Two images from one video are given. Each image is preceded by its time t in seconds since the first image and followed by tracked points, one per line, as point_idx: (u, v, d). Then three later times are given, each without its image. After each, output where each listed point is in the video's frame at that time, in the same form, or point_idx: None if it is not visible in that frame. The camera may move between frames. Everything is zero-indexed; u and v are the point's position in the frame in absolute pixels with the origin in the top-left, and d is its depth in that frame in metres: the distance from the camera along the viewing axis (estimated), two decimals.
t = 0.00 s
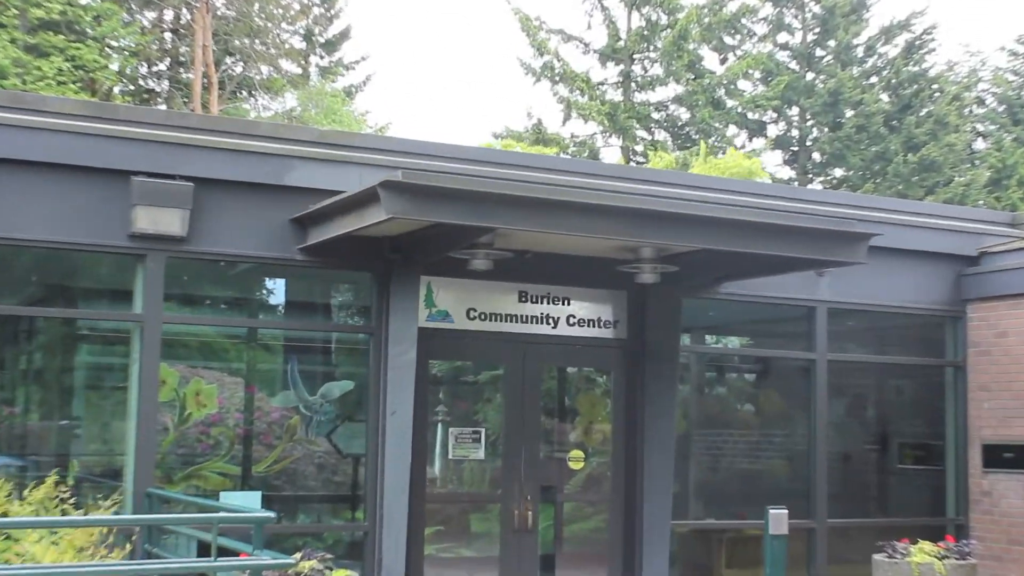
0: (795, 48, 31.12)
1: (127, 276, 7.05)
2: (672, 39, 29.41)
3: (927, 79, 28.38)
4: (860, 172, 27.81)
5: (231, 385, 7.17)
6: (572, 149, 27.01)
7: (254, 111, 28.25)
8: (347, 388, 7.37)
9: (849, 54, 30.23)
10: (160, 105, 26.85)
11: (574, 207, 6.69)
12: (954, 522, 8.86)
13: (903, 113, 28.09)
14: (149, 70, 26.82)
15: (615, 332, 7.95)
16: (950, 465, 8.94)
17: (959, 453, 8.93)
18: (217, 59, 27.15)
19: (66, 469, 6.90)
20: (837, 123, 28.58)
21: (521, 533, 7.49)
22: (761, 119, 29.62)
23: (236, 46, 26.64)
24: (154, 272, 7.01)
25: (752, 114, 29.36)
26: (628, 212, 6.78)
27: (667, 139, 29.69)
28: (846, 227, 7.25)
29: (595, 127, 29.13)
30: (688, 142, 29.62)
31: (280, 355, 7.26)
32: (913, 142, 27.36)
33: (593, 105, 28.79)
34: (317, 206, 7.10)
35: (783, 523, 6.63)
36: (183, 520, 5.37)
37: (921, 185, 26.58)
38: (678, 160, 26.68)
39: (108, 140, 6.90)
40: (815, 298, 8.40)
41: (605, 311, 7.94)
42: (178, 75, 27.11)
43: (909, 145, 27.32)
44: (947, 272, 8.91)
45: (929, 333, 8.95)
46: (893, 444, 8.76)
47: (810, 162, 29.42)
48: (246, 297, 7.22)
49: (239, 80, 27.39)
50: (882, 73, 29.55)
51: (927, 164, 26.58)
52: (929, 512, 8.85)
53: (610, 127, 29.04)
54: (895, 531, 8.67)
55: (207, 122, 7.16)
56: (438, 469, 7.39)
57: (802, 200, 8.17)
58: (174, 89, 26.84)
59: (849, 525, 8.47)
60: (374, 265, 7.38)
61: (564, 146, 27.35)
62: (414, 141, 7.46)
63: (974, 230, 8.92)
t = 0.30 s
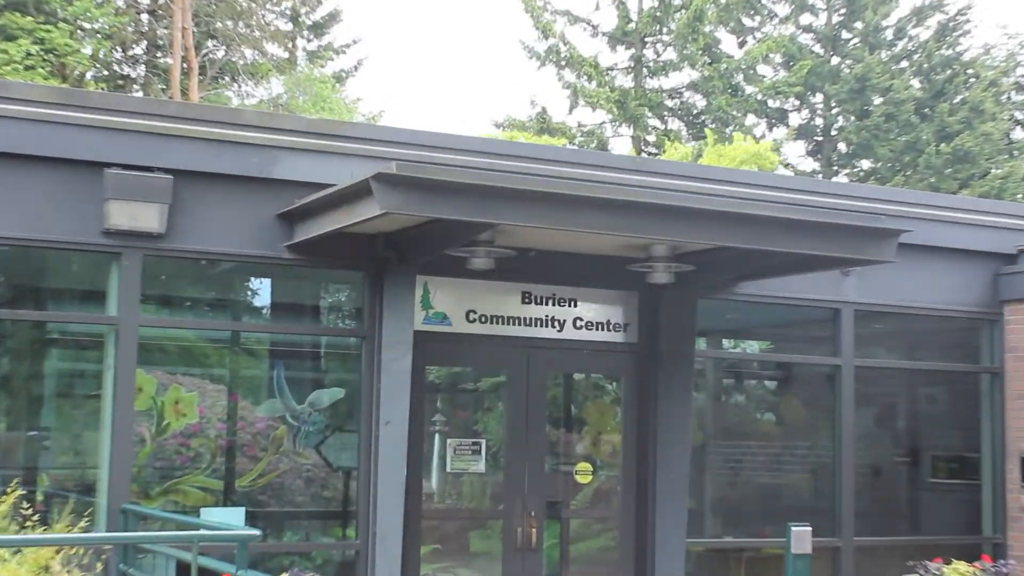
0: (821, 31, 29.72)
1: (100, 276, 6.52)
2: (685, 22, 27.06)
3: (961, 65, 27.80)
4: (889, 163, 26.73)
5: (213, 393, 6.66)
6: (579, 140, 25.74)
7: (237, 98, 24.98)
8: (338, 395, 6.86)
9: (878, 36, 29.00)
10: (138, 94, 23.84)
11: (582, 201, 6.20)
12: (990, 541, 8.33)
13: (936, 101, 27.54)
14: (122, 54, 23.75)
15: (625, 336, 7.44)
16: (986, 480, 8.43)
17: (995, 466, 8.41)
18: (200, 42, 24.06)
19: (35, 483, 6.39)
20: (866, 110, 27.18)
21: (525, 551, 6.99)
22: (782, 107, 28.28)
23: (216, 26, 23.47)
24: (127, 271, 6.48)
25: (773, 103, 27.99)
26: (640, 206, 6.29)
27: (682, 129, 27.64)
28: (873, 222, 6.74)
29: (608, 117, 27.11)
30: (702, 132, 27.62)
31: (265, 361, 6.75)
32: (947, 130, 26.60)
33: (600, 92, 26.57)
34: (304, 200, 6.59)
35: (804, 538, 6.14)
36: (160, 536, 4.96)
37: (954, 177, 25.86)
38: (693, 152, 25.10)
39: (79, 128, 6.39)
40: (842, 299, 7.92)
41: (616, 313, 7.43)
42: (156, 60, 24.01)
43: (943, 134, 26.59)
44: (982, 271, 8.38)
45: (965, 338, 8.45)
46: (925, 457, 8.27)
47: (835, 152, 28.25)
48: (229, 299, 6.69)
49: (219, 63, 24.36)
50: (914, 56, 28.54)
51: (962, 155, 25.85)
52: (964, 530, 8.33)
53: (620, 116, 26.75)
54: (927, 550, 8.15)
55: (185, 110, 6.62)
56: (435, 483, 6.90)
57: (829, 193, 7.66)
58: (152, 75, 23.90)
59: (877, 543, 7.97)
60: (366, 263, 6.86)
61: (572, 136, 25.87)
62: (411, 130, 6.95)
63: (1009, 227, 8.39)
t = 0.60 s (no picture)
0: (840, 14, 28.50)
1: (75, 274, 6.12)
2: (696, 4, 26.48)
3: (992, 50, 26.89)
4: (913, 154, 25.77)
5: (194, 399, 6.28)
6: (583, 130, 25.03)
7: (220, 86, 24.15)
8: (328, 401, 6.46)
9: (901, 21, 28.05)
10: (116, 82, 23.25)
11: (586, 196, 5.81)
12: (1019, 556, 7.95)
13: (961, 89, 26.52)
14: (99, 42, 23.42)
15: (633, 338, 7.05)
16: (1016, 492, 8.03)
17: None
18: (180, 27, 23.07)
19: (6, 495, 5.99)
20: (888, 99, 26.62)
21: (526, 567, 6.62)
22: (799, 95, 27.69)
23: (199, 11, 22.50)
24: (104, 268, 6.09)
25: (788, 90, 27.49)
26: (647, 201, 5.91)
27: (693, 117, 27.04)
28: (895, 217, 6.33)
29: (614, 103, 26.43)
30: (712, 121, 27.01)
31: (250, 365, 6.35)
32: (975, 120, 25.65)
33: (607, 80, 25.76)
34: (292, 195, 6.20)
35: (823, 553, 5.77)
36: (133, 551, 4.53)
37: (984, 172, 24.67)
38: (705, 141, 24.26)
39: (52, 119, 5.98)
40: (863, 300, 7.55)
41: (622, 314, 7.03)
42: (134, 45, 23.64)
43: (969, 124, 25.60)
44: (1009, 271, 7.97)
45: (994, 343, 8.05)
46: (951, 467, 7.87)
47: (855, 143, 27.42)
48: (212, 300, 6.31)
49: (204, 49, 23.58)
50: (940, 42, 27.38)
51: (990, 145, 24.78)
52: (991, 546, 7.93)
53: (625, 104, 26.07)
54: (953, 565, 7.75)
55: (165, 98, 6.19)
56: (431, 495, 6.52)
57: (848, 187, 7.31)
58: (132, 61, 23.41)
59: (900, 558, 7.58)
60: (358, 261, 6.47)
61: (575, 126, 25.14)
62: (407, 121, 6.56)
63: None
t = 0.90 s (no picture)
0: None
1: (46, 271, 5.69)
2: None
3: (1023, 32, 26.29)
4: (941, 144, 24.63)
5: (173, 406, 5.88)
6: (587, 119, 23.61)
7: (203, 73, 22.89)
8: (316, 408, 6.07)
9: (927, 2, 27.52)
10: (90, 68, 21.77)
11: (591, 189, 5.43)
12: None
13: (992, 75, 25.95)
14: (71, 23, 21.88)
15: (640, 341, 6.66)
16: None
17: None
18: (160, 8, 21.99)
19: None
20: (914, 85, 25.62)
21: None
22: (818, 82, 26.46)
23: None
24: (77, 266, 5.67)
25: (807, 76, 26.07)
26: (657, 195, 5.52)
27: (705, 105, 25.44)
28: (920, 211, 5.93)
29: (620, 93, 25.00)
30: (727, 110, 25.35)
31: (233, 370, 5.95)
32: (1006, 108, 24.75)
33: (613, 66, 23.93)
34: (278, 187, 5.81)
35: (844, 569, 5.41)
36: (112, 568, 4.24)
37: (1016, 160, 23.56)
38: (717, 131, 23.09)
39: (22, 106, 5.56)
40: (886, 299, 7.18)
41: (629, 314, 6.64)
42: (110, 28, 21.86)
43: (1001, 112, 24.74)
44: None
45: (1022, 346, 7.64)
46: (975, 478, 7.47)
47: (877, 133, 26.24)
48: (193, 300, 5.90)
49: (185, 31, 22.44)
50: (969, 23, 26.95)
51: None
52: (1016, 561, 7.54)
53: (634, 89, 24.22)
54: None
55: (141, 85, 5.81)
56: (425, 508, 6.14)
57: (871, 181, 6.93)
58: (104, 44, 21.73)
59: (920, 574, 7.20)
60: (349, 259, 6.07)
61: (579, 114, 23.76)
62: (401, 110, 6.18)
63: None
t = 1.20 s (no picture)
0: None
1: (24, 269, 5.41)
2: None
3: None
4: (960, 136, 24.18)
5: (157, 410, 5.62)
6: (591, 110, 23.29)
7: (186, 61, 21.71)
8: (307, 412, 5.82)
9: None
10: (68, 56, 21.05)
11: (595, 182, 5.16)
12: None
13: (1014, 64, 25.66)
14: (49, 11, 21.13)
15: (645, 343, 6.40)
16: None
17: None
18: None
19: None
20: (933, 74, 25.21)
21: None
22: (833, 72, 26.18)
23: None
24: (56, 264, 5.40)
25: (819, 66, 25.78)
26: (663, 189, 5.25)
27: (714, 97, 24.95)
28: (938, 206, 5.67)
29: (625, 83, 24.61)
30: (739, 101, 24.86)
31: (220, 372, 5.70)
32: None
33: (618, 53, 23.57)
34: (266, 181, 5.55)
35: None
36: None
37: None
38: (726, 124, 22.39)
39: None
40: (903, 299, 6.92)
41: (634, 314, 6.38)
42: (90, 15, 20.98)
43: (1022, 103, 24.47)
44: None
45: None
46: (993, 484, 7.22)
47: (894, 125, 25.83)
48: (178, 299, 5.64)
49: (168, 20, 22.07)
50: (990, 10, 26.68)
51: None
52: None
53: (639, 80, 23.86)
54: None
55: (124, 74, 5.53)
56: (421, 517, 5.88)
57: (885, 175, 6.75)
58: (86, 33, 20.76)
59: None
60: (342, 257, 5.82)
61: (582, 105, 23.41)
62: (397, 101, 5.93)
63: None
